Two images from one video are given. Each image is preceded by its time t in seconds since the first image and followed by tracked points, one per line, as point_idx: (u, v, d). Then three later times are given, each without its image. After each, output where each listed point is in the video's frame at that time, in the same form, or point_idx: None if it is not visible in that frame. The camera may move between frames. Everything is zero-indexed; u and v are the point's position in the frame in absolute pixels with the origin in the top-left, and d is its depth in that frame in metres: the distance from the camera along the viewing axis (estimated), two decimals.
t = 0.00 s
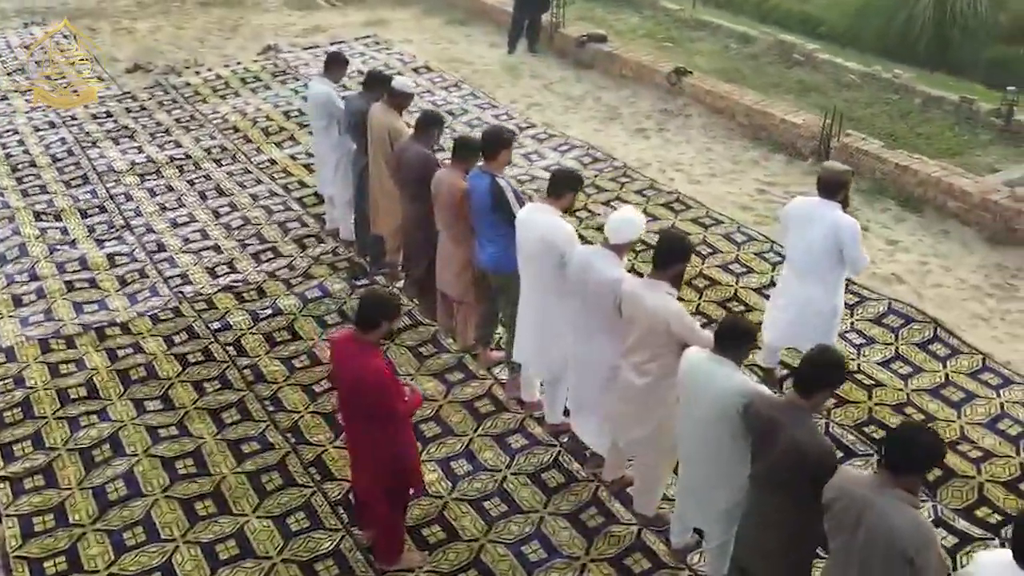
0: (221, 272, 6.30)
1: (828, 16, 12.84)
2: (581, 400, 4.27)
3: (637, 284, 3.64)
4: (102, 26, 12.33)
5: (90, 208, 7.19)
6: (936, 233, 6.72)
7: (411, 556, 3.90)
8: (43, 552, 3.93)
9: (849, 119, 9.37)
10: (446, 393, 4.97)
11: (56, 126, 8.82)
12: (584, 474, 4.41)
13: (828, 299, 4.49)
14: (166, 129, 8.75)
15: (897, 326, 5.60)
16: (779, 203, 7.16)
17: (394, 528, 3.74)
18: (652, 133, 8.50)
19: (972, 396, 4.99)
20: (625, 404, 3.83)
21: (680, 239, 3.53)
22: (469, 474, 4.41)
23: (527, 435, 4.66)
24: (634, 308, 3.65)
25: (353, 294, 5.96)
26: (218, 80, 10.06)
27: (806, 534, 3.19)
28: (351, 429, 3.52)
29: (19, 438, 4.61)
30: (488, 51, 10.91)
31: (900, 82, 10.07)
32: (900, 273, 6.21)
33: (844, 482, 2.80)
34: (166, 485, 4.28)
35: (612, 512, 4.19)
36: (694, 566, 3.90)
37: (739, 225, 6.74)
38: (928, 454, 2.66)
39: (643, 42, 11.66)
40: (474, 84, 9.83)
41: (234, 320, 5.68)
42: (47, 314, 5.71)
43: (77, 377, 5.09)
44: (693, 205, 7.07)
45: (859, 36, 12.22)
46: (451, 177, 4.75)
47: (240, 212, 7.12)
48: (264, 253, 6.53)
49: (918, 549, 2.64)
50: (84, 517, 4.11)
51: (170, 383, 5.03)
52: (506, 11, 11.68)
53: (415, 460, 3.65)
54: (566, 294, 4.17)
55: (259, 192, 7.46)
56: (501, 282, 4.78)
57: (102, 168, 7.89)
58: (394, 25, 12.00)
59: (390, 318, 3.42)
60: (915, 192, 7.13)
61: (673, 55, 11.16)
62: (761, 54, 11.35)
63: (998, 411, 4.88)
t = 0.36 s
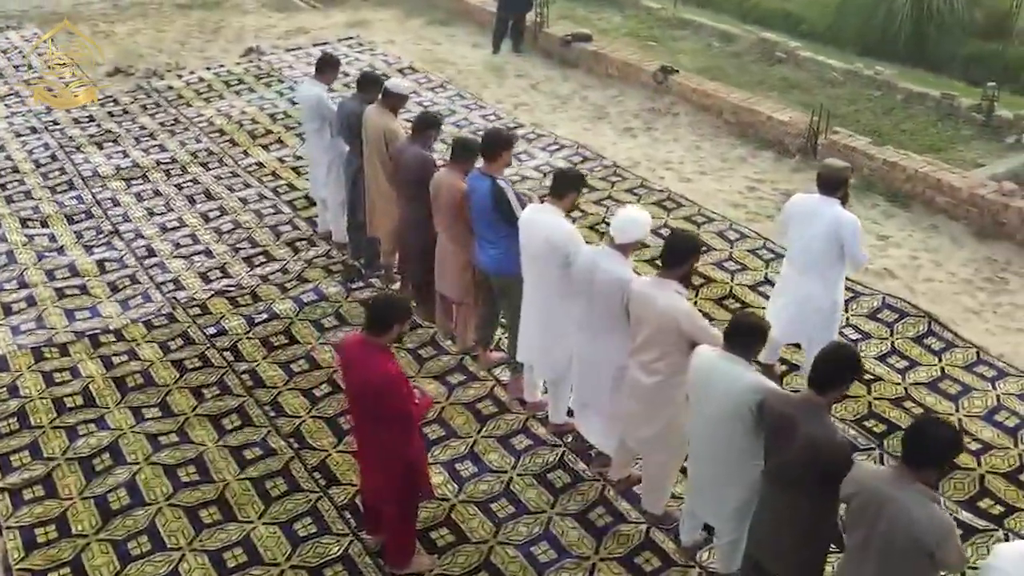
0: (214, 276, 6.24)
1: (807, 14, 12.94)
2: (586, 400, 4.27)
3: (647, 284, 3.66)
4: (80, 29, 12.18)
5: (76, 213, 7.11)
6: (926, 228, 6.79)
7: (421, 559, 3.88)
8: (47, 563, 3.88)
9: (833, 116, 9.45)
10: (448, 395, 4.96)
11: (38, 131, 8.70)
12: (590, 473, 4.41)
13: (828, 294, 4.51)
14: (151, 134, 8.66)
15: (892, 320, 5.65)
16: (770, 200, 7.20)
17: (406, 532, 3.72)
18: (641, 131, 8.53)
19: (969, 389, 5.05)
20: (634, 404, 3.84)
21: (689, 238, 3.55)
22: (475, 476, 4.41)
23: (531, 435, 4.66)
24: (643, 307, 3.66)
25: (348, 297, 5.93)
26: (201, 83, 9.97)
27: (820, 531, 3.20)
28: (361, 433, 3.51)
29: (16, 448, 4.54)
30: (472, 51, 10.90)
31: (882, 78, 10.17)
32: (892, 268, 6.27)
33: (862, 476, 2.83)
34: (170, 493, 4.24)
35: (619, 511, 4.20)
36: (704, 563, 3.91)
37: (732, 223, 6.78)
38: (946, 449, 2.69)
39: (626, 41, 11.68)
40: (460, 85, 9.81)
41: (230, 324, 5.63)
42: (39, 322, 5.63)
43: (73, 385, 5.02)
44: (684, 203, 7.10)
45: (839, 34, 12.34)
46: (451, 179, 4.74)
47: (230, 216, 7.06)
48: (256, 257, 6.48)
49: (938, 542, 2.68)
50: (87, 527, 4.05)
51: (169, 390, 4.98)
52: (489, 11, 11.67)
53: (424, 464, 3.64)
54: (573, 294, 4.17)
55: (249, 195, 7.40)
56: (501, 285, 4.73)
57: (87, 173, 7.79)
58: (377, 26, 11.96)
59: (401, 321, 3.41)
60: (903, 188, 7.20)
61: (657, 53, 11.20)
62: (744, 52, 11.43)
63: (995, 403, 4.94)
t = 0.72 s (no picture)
0: (206, 281, 6.19)
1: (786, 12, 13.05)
2: (592, 400, 4.28)
3: (656, 283, 3.67)
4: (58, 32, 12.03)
5: (64, 219, 7.02)
6: (915, 223, 6.86)
7: (432, 562, 3.87)
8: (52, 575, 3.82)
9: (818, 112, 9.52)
10: (451, 397, 4.94)
11: (20, 136, 8.58)
12: (596, 472, 4.42)
13: (829, 291, 4.53)
14: (136, 138, 8.57)
15: (887, 315, 5.71)
16: (760, 197, 7.25)
17: (417, 536, 3.70)
18: (629, 130, 8.55)
19: (965, 382, 5.11)
20: (644, 402, 3.85)
21: (698, 236, 3.56)
22: (481, 478, 4.39)
23: (535, 436, 4.65)
24: (653, 306, 3.67)
25: (344, 300, 5.90)
26: (184, 86, 9.89)
27: (835, 525, 3.23)
28: (373, 437, 3.48)
29: (14, 458, 4.48)
30: (457, 52, 10.88)
31: (865, 75, 10.27)
32: (884, 263, 6.33)
33: (879, 470, 2.84)
34: (174, 501, 4.19)
35: (627, 509, 4.20)
36: (714, 560, 3.93)
37: (724, 220, 6.81)
38: (964, 442, 2.71)
39: (610, 41, 11.71)
40: (446, 85, 9.79)
41: (226, 330, 5.58)
42: (30, 330, 5.55)
43: (69, 394, 4.95)
44: (676, 201, 7.12)
45: (818, 32, 12.46)
46: (451, 181, 4.72)
47: (220, 220, 7.00)
48: (249, 261, 6.43)
49: (958, 534, 2.69)
50: (91, 537, 4.00)
51: (167, 397, 4.93)
52: (473, 12, 11.66)
53: (433, 468, 3.62)
54: (578, 294, 4.18)
55: (238, 199, 7.33)
56: (501, 287, 4.65)
57: (72, 178, 7.70)
58: (359, 27, 11.91)
59: (412, 324, 3.40)
60: (891, 183, 7.27)
61: (640, 52, 11.24)
62: (726, 50, 11.49)
63: (992, 395, 5.00)
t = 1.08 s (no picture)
0: (199, 286, 6.13)
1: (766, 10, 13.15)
2: (597, 398, 4.30)
3: (665, 282, 3.68)
4: (35, 36, 11.87)
5: (51, 225, 6.93)
6: (904, 218, 6.93)
7: (443, 564, 3.86)
8: None
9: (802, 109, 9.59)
10: (453, 399, 4.93)
11: (3, 141, 8.46)
12: (602, 471, 4.43)
13: (830, 288, 4.56)
14: (120, 142, 8.48)
15: (881, 310, 5.76)
16: (751, 194, 7.29)
17: (429, 539, 3.69)
18: (617, 129, 8.58)
19: (962, 375, 5.17)
20: (653, 400, 3.87)
21: (706, 235, 3.57)
22: (487, 480, 4.39)
23: (539, 436, 4.65)
24: (661, 305, 3.68)
25: (341, 303, 5.87)
26: (167, 89, 9.79)
27: (848, 522, 3.25)
28: (386, 440, 3.47)
29: (12, 468, 4.41)
30: (442, 52, 10.85)
31: (847, 73, 10.36)
32: (876, 258, 6.39)
33: (897, 464, 2.87)
34: (179, 509, 4.15)
35: (635, 508, 4.21)
36: (724, 557, 3.95)
37: (716, 218, 6.84)
38: (982, 436, 2.74)
39: (593, 40, 11.74)
40: (432, 86, 9.77)
41: (222, 335, 5.53)
42: (23, 338, 5.47)
43: (66, 402, 4.89)
44: (667, 199, 7.14)
45: (797, 30, 12.56)
46: (451, 182, 4.70)
47: (210, 224, 6.93)
48: (241, 265, 6.37)
49: (978, 527, 2.73)
50: (95, 547, 3.95)
51: (166, 403, 4.88)
52: (456, 12, 11.64)
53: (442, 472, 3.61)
54: (584, 293, 4.18)
55: (228, 203, 7.27)
56: (503, 288, 4.60)
57: (58, 184, 7.60)
58: (342, 28, 11.86)
59: (425, 327, 3.39)
60: (879, 179, 7.34)
61: (624, 50, 11.27)
62: (709, 48, 11.57)
63: (988, 387, 5.06)
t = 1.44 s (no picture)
0: (193, 291, 6.06)
1: (746, 9, 13.23)
2: (602, 397, 4.32)
3: (673, 280, 3.69)
4: (11, 40, 11.71)
5: (37, 232, 6.84)
6: (894, 213, 7.00)
7: (453, 566, 3.84)
8: None
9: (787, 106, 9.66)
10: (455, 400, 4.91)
11: None
12: (607, 470, 4.43)
13: (829, 282, 4.59)
14: (105, 146, 8.38)
15: (876, 304, 5.82)
16: (741, 192, 7.33)
17: (440, 541, 3.67)
18: (605, 128, 8.60)
19: (957, 367, 5.23)
20: (660, 398, 3.89)
21: (713, 232, 3.58)
22: (494, 481, 4.38)
23: (544, 436, 4.65)
24: (669, 304, 3.69)
25: (338, 306, 5.84)
26: (149, 93, 9.70)
27: (857, 518, 3.26)
28: (398, 442, 3.46)
29: (11, 479, 4.34)
30: (426, 53, 10.83)
31: (829, 70, 10.45)
32: (868, 254, 6.45)
33: (914, 459, 2.90)
34: (184, 517, 4.10)
35: (643, 506, 4.22)
36: (732, 553, 3.97)
37: (708, 216, 6.86)
38: (1000, 428, 2.77)
39: (577, 39, 11.77)
40: (418, 87, 9.74)
41: (218, 340, 5.48)
42: (14, 347, 5.39)
43: (62, 411, 4.82)
44: (659, 197, 7.16)
45: (777, 29, 12.64)
46: (451, 183, 4.68)
47: (200, 229, 6.86)
48: (234, 269, 6.32)
49: (996, 519, 2.76)
50: (100, 557, 3.90)
51: (165, 410, 4.82)
52: (439, 12, 11.61)
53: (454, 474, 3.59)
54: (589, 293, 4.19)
55: (217, 206, 7.21)
56: (507, 288, 4.57)
57: (42, 190, 7.49)
58: (324, 30, 11.80)
59: (437, 329, 3.37)
60: (867, 175, 7.41)
61: (608, 49, 11.29)
62: (692, 47, 11.63)
63: (983, 380, 5.13)
